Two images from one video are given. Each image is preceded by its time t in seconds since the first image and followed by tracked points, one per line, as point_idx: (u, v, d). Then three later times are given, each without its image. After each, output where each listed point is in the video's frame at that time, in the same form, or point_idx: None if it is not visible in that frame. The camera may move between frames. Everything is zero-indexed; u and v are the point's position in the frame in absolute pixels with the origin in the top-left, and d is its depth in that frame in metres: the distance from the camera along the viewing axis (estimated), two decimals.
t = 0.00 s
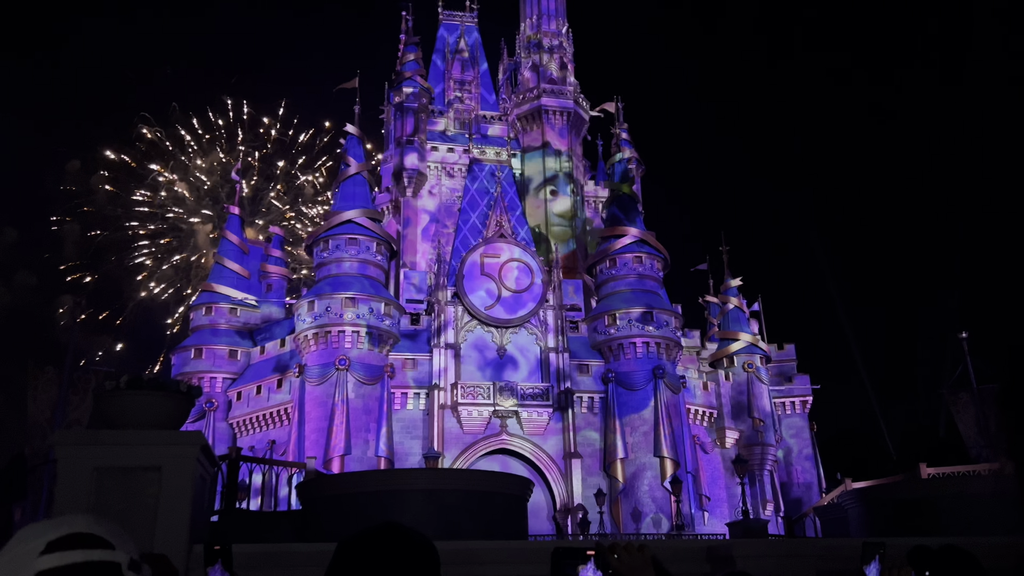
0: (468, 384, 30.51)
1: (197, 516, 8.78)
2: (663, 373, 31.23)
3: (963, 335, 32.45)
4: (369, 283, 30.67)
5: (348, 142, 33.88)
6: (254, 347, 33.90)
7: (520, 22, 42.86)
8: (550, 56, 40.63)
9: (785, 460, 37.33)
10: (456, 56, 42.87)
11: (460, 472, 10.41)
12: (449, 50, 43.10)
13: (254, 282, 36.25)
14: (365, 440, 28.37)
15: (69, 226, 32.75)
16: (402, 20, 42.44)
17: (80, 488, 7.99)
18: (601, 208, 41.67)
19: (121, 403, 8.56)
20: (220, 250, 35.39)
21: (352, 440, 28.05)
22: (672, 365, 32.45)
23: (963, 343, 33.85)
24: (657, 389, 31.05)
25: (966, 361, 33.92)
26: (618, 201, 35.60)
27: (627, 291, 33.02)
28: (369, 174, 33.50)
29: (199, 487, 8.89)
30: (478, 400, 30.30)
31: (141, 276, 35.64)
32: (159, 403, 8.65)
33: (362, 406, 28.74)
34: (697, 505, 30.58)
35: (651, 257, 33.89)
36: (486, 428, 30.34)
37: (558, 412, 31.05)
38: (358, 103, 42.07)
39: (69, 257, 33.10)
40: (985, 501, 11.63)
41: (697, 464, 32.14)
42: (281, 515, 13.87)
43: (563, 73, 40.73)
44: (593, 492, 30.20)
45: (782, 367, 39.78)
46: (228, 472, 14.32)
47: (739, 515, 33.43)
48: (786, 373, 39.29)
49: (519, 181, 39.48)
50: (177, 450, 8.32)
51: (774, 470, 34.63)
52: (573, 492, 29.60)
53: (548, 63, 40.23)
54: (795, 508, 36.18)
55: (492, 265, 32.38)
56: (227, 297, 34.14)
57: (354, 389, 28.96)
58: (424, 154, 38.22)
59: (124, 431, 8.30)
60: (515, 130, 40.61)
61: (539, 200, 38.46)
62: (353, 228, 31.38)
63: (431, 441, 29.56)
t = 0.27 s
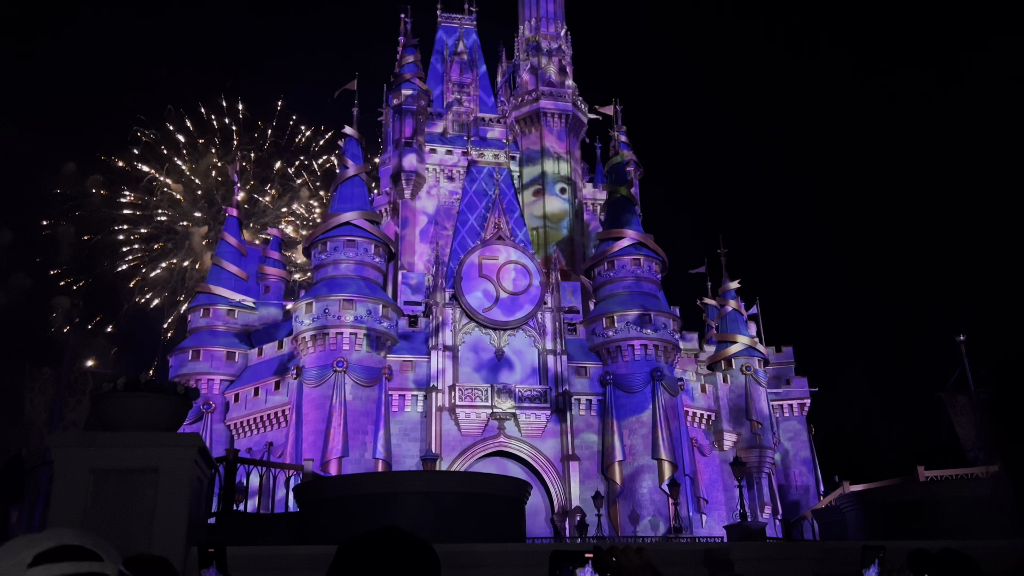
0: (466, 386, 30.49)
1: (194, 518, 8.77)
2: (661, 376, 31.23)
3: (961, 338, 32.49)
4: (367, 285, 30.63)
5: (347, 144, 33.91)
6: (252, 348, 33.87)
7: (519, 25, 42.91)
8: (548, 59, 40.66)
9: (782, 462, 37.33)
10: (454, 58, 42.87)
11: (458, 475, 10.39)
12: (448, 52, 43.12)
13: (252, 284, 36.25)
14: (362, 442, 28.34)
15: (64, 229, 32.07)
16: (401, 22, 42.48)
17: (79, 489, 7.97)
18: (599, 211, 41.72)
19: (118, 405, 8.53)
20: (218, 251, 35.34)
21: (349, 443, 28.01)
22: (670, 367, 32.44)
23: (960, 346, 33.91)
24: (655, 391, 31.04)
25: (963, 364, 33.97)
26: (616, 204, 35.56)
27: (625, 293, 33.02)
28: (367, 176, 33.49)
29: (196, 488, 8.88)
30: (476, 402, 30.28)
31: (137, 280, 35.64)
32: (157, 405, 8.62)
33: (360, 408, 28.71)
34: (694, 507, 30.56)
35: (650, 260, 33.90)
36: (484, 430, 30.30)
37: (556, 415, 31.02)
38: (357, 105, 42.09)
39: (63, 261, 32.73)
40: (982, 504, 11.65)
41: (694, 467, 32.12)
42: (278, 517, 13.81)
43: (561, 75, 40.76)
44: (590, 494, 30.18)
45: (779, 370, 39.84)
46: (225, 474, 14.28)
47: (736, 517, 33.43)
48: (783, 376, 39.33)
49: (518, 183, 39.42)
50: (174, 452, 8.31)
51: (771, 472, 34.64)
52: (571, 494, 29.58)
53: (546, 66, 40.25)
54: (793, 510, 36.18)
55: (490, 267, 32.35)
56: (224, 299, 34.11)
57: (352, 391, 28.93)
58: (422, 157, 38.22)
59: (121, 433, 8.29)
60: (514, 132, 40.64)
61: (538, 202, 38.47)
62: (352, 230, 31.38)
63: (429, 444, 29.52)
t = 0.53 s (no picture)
0: (465, 389, 30.46)
1: (193, 521, 8.75)
2: (661, 378, 31.23)
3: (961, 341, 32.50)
4: (365, 288, 30.60)
5: (347, 147, 33.94)
6: (251, 351, 33.85)
7: (519, 28, 42.99)
8: (547, 62, 40.71)
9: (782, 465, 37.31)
10: (453, 61, 42.91)
11: (457, 478, 10.39)
12: (447, 55, 43.15)
13: (251, 287, 36.26)
14: (361, 445, 28.30)
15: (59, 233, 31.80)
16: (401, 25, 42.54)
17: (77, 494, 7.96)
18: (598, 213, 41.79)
19: (117, 409, 8.50)
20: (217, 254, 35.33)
21: (348, 446, 27.98)
22: (669, 370, 32.40)
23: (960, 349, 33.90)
24: (655, 394, 31.03)
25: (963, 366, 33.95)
26: (615, 207, 35.51)
27: (625, 296, 33.02)
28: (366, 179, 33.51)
29: (195, 492, 8.86)
30: (475, 404, 30.27)
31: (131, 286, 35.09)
32: (155, 408, 8.60)
33: (359, 411, 28.68)
34: (694, 510, 30.53)
35: (649, 263, 33.91)
36: (483, 433, 30.28)
37: (556, 418, 31.00)
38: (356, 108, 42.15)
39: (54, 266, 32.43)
40: (983, 508, 11.63)
41: (694, 470, 32.08)
42: (276, 521, 13.78)
43: (560, 78, 40.80)
44: (590, 497, 30.15)
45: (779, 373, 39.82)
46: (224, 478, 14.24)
47: (736, 520, 33.40)
48: (783, 379, 39.32)
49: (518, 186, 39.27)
50: (173, 455, 8.29)
51: (771, 475, 34.62)
52: (570, 497, 29.55)
53: (545, 69, 40.29)
54: (792, 513, 36.15)
55: (489, 271, 32.32)
56: (224, 302, 34.05)
57: (351, 394, 28.91)
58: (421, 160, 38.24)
59: (120, 436, 8.28)
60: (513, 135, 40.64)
61: (537, 205, 38.50)
62: (351, 233, 31.39)
63: (428, 447, 29.50)
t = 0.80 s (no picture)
0: (465, 391, 30.45)
1: (194, 524, 8.75)
2: (661, 379, 31.24)
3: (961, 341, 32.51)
4: (365, 290, 30.58)
5: (346, 149, 33.95)
6: (252, 354, 33.84)
7: (518, 30, 43.04)
8: (546, 63, 40.74)
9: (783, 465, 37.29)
10: (452, 63, 42.93)
11: (458, 479, 10.39)
12: (446, 57, 43.16)
13: (251, 289, 36.27)
14: (362, 447, 28.29)
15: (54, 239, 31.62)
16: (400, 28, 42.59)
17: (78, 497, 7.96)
18: (598, 215, 41.79)
19: (118, 412, 8.49)
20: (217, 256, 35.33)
21: (349, 448, 27.96)
22: (670, 371, 32.38)
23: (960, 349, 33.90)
24: (656, 395, 31.03)
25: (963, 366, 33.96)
26: (615, 208, 35.48)
27: (625, 297, 33.01)
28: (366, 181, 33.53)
29: (196, 494, 8.86)
30: (476, 406, 30.26)
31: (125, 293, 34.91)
32: (157, 411, 8.60)
33: (360, 413, 28.68)
34: (695, 511, 30.51)
35: (649, 264, 33.91)
36: (484, 434, 30.26)
37: (556, 419, 30.99)
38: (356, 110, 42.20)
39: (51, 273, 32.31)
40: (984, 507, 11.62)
41: (695, 471, 32.06)
42: (277, 524, 13.75)
43: (559, 80, 40.83)
44: (591, 498, 30.14)
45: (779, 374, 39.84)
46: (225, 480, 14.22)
47: (737, 521, 33.37)
48: (783, 379, 39.36)
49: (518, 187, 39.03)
50: (174, 457, 8.29)
51: (772, 476, 34.60)
52: (571, 499, 29.54)
53: (545, 70, 40.32)
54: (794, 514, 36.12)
55: (489, 273, 32.30)
56: (224, 305, 34.05)
57: (352, 395, 28.91)
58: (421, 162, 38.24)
59: (122, 440, 8.27)
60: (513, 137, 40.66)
61: (536, 206, 38.52)
62: (351, 235, 31.39)
63: (429, 448, 29.49)
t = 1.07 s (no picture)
0: (466, 392, 30.45)
1: (197, 527, 8.75)
2: (662, 379, 31.25)
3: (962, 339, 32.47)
4: (365, 291, 30.59)
5: (345, 151, 33.96)
6: (253, 356, 33.83)
7: (516, 31, 43.06)
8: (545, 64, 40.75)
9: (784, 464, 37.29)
10: (451, 64, 42.93)
11: (460, 481, 10.38)
12: (445, 58, 43.16)
13: (251, 292, 36.23)
14: (363, 449, 28.30)
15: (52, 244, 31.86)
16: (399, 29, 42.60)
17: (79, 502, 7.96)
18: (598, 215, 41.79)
19: (119, 416, 8.49)
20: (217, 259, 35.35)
21: (350, 450, 27.96)
22: (671, 371, 32.38)
23: (961, 348, 33.87)
24: (657, 395, 31.03)
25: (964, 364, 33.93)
26: (615, 208, 35.48)
27: (625, 297, 33.00)
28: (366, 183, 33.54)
29: (198, 497, 8.86)
30: (476, 406, 30.26)
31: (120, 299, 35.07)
32: (157, 414, 8.59)
33: (361, 415, 28.68)
34: (696, 511, 30.51)
35: (649, 264, 33.91)
36: (485, 435, 30.25)
37: (557, 420, 31.00)
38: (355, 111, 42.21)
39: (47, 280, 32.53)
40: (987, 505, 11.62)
41: (696, 471, 32.06)
42: (279, 526, 13.75)
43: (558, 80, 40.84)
44: (593, 499, 30.13)
45: (780, 373, 39.81)
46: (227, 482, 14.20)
47: (739, 520, 33.36)
48: (784, 378, 39.31)
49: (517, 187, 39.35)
50: (175, 460, 8.30)
51: (773, 475, 34.59)
52: (572, 499, 29.53)
53: (543, 71, 40.33)
54: (795, 513, 36.11)
55: (490, 273, 32.32)
56: (225, 307, 34.06)
57: (352, 397, 28.91)
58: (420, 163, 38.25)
59: (123, 443, 8.27)
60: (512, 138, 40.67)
61: (536, 207, 38.53)
62: (351, 237, 31.40)
63: (430, 449, 29.50)
